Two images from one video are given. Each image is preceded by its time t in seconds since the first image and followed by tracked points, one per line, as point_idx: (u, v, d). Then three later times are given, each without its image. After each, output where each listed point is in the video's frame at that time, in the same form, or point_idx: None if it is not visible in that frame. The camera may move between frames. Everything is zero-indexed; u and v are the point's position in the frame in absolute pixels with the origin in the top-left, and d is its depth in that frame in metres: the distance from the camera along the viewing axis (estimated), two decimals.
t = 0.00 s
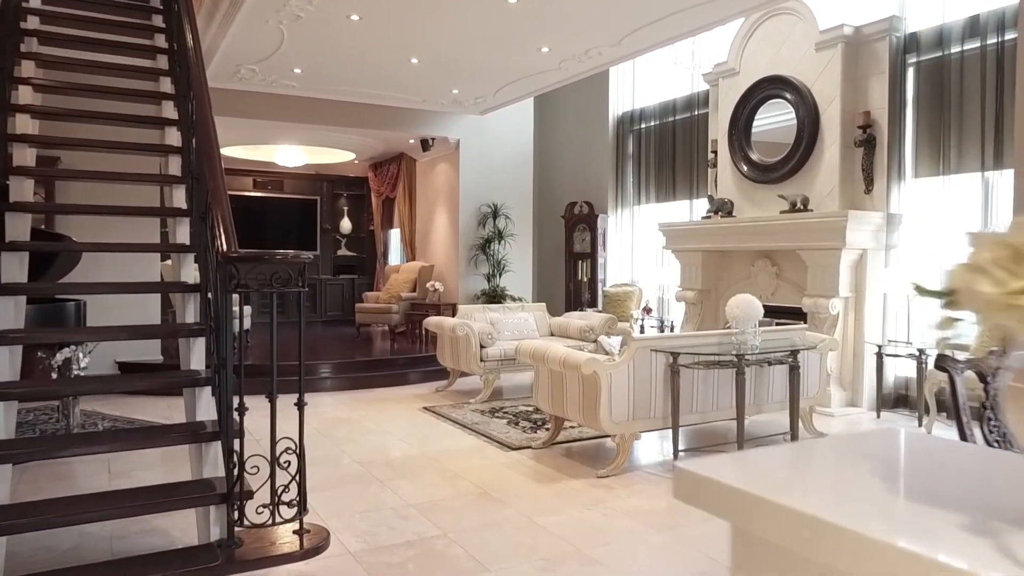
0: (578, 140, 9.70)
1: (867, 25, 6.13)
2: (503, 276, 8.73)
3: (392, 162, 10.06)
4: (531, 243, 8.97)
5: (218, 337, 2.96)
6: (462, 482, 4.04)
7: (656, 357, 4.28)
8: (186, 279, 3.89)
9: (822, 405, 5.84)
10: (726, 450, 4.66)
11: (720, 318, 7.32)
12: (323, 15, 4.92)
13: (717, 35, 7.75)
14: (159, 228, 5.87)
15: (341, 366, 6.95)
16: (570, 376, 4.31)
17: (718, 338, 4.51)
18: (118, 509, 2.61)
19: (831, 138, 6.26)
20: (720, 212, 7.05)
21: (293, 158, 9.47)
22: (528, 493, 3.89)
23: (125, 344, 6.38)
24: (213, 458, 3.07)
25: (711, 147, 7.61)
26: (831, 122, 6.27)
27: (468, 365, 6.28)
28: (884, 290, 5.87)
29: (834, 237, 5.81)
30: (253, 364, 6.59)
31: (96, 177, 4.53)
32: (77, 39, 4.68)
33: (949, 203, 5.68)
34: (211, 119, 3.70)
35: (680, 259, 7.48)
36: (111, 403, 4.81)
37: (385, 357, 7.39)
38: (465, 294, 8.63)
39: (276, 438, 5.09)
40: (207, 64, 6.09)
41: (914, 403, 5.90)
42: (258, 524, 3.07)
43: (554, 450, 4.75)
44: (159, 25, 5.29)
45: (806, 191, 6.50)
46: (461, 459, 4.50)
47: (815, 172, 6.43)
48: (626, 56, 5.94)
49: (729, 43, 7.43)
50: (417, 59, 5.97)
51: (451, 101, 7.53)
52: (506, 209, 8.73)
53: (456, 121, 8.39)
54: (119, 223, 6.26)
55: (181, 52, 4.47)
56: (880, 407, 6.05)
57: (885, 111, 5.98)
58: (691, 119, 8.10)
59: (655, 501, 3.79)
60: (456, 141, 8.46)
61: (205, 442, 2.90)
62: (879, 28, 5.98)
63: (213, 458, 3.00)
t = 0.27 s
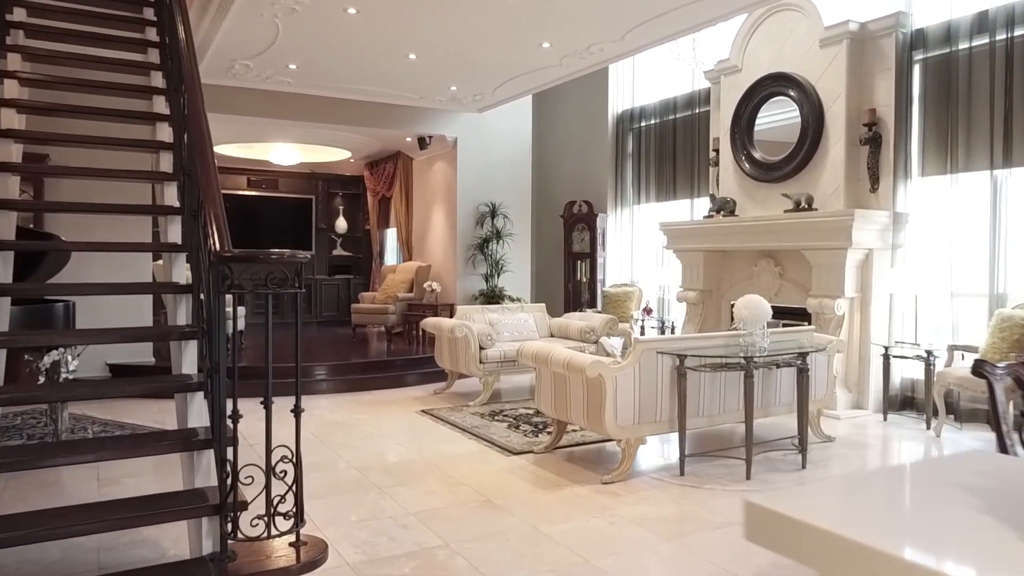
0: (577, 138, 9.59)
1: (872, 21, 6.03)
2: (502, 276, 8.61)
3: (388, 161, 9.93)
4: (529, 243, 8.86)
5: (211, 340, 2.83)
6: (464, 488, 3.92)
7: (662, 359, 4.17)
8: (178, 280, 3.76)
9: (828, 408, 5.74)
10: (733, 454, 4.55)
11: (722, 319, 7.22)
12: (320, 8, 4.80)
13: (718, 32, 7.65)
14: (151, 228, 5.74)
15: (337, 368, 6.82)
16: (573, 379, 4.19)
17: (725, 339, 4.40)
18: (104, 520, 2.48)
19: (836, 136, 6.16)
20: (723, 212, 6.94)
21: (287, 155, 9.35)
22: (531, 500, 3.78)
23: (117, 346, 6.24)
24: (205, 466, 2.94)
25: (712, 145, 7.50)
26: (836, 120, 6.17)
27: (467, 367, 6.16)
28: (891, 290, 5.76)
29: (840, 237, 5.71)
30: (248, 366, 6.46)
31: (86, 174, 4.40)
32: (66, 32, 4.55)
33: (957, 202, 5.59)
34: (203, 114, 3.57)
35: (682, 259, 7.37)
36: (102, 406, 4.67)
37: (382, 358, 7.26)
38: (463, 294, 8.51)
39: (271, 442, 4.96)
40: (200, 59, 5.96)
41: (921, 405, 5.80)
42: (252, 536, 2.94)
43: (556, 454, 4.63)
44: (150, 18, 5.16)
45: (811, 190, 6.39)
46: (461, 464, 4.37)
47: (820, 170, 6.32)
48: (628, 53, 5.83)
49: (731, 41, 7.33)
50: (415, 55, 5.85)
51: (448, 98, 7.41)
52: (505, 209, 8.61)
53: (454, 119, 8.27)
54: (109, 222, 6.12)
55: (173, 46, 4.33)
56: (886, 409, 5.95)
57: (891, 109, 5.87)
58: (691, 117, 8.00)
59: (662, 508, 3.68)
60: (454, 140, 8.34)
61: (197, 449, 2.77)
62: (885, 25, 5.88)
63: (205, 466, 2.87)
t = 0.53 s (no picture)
0: (576, 136, 9.47)
1: (879, 17, 5.94)
2: (501, 276, 8.49)
3: (384, 159, 9.79)
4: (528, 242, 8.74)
5: (204, 343, 2.69)
6: (466, 495, 3.80)
7: (670, 361, 4.06)
8: (170, 280, 3.63)
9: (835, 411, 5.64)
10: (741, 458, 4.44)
11: (725, 320, 7.11)
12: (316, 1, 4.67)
13: (720, 28, 7.55)
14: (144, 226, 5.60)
15: (334, 369, 6.69)
16: (578, 382, 4.08)
17: (733, 341, 4.29)
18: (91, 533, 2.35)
19: (842, 133, 6.06)
20: (726, 211, 6.84)
21: (283, 154, 9.26)
22: (536, 507, 3.66)
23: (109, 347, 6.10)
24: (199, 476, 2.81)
25: (715, 143, 7.40)
26: (842, 117, 6.07)
27: (466, 369, 6.04)
28: (898, 290, 5.67)
29: (847, 237, 5.61)
30: (243, 368, 6.32)
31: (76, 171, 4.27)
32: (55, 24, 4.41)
33: (966, 201, 5.50)
34: (197, 108, 3.44)
35: (684, 259, 7.26)
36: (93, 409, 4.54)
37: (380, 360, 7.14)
38: (462, 295, 8.39)
39: (266, 447, 4.83)
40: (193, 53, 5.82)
41: (929, 407, 5.71)
42: (247, 549, 2.80)
43: (560, 459, 4.52)
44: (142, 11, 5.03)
45: (816, 189, 6.29)
46: (463, 470, 4.25)
47: (826, 169, 6.22)
48: (631, 48, 5.73)
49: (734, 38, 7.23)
50: (413, 50, 5.73)
51: (447, 95, 7.29)
52: (504, 208, 8.50)
53: (452, 117, 8.14)
54: (101, 221, 5.98)
55: (165, 38, 4.20)
56: (894, 412, 5.86)
57: (899, 106, 5.78)
58: (693, 115, 7.89)
59: (672, 515, 3.56)
60: (452, 138, 8.21)
61: (190, 458, 2.64)
62: (892, 20, 5.78)
63: (198, 475, 2.74)
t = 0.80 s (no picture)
0: (575, 134, 9.37)
1: (885, 13, 5.84)
2: (499, 276, 8.37)
3: (380, 158, 9.65)
4: (527, 242, 8.63)
5: (197, 348, 2.56)
6: (468, 503, 3.67)
7: (678, 364, 3.94)
8: (162, 280, 3.49)
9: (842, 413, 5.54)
10: (750, 463, 4.33)
11: (727, 321, 7.01)
12: None
13: (722, 24, 7.45)
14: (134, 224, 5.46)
15: (330, 371, 6.56)
16: (584, 386, 3.95)
17: (742, 343, 4.18)
18: (76, 549, 2.22)
19: (848, 131, 5.97)
20: (729, 210, 6.74)
21: (278, 152, 9.18)
22: (541, 516, 3.53)
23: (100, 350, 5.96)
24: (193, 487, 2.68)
25: (717, 142, 7.30)
26: (847, 114, 5.97)
27: (466, 371, 5.91)
28: (905, 290, 5.58)
29: (853, 236, 5.51)
30: (237, 370, 6.19)
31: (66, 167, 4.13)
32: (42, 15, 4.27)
33: (975, 200, 5.40)
34: (189, 101, 3.28)
35: (686, 259, 7.16)
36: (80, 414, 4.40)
37: (377, 361, 7.00)
38: (459, 295, 8.26)
39: (261, 452, 4.69)
40: (185, 48, 5.68)
41: (937, 409, 5.62)
42: (243, 564, 2.67)
43: (564, 464, 4.40)
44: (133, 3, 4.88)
45: (821, 188, 6.19)
46: (464, 476, 4.13)
47: (830, 167, 6.12)
48: (633, 45, 5.62)
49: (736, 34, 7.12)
50: (412, 44, 5.59)
51: (445, 92, 7.16)
52: (502, 207, 8.37)
53: (449, 114, 8.01)
54: (91, 220, 5.83)
55: (156, 30, 4.05)
56: (900, 414, 5.76)
57: (905, 103, 5.68)
58: (694, 113, 7.79)
59: (682, 523, 3.44)
60: (449, 136, 8.08)
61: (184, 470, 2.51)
62: (898, 16, 5.69)
63: (192, 487, 2.60)
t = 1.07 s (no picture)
0: (573, 133, 9.26)
1: (890, 9, 5.75)
2: (496, 277, 8.25)
3: (375, 157, 9.51)
4: (524, 242, 8.51)
5: (191, 355, 2.42)
6: (470, 512, 3.56)
7: (685, 368, 3.83)
8: (153, 282, 3.36)
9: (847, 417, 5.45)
10: (757, 469, 4.22)
11: (728, 322, 6.91)
12: None
13: (723, 21, 7.35)
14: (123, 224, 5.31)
15: (325, 374, 6.43)
16: (588, 390, 3.84)
17: (750, 346, 4.08)
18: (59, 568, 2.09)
19: (852, 130, 5.87)
20: (731, 210, 6.64)
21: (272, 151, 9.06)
22: (546, 526, 3.42)
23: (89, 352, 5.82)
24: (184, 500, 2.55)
25: (718, 141, 7.20)
26: (852, 113, 5.88)
27: (464, 374, 5.79)
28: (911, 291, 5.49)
29: (858, 236, 5.41)
30: (229, 374, 6.05)
31: (52, 164, 3.98)
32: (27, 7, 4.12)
33: (983, 200, 5.32)
34: (179, 96, 3.11)
35: (686, 259, 7.05)
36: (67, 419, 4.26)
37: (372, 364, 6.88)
38: (456, 296, 8.14)
39: (255, 459, 4.56)
40: (177, 44, 5.54)
41: (943, 412, 5.53)
42: None
43: (566, 471, 4.28)
44: None
45: (825, 187, 6.10)
46: (465, 483, 4.01)
47: (835, 166, 6.03)
48: (634, 42, 5.51)
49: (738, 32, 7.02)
50: (409, 40, 5.47)
51: (442, 90, 7.04)
52: (499, 206, 8.26)
53: (446, 112, 7.89)
54: (79, 219, 5.69)
55: (145, 22, 3.92)
56: (906, 417, 5.67)
57: (911, 101, 5.59)
58: (694, 112, 7.69)
59: (692, 533, 3.33)
60: (446, 134, 7.96)
61: (175, 482, 2.39)
62: (904, 13, 5.60)
63: (183, 500, 2.48)
